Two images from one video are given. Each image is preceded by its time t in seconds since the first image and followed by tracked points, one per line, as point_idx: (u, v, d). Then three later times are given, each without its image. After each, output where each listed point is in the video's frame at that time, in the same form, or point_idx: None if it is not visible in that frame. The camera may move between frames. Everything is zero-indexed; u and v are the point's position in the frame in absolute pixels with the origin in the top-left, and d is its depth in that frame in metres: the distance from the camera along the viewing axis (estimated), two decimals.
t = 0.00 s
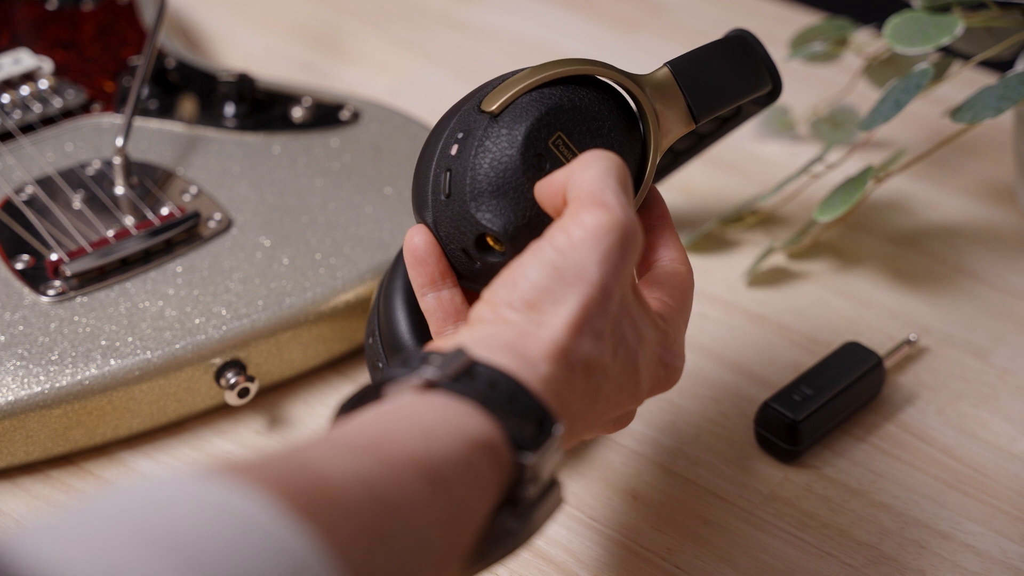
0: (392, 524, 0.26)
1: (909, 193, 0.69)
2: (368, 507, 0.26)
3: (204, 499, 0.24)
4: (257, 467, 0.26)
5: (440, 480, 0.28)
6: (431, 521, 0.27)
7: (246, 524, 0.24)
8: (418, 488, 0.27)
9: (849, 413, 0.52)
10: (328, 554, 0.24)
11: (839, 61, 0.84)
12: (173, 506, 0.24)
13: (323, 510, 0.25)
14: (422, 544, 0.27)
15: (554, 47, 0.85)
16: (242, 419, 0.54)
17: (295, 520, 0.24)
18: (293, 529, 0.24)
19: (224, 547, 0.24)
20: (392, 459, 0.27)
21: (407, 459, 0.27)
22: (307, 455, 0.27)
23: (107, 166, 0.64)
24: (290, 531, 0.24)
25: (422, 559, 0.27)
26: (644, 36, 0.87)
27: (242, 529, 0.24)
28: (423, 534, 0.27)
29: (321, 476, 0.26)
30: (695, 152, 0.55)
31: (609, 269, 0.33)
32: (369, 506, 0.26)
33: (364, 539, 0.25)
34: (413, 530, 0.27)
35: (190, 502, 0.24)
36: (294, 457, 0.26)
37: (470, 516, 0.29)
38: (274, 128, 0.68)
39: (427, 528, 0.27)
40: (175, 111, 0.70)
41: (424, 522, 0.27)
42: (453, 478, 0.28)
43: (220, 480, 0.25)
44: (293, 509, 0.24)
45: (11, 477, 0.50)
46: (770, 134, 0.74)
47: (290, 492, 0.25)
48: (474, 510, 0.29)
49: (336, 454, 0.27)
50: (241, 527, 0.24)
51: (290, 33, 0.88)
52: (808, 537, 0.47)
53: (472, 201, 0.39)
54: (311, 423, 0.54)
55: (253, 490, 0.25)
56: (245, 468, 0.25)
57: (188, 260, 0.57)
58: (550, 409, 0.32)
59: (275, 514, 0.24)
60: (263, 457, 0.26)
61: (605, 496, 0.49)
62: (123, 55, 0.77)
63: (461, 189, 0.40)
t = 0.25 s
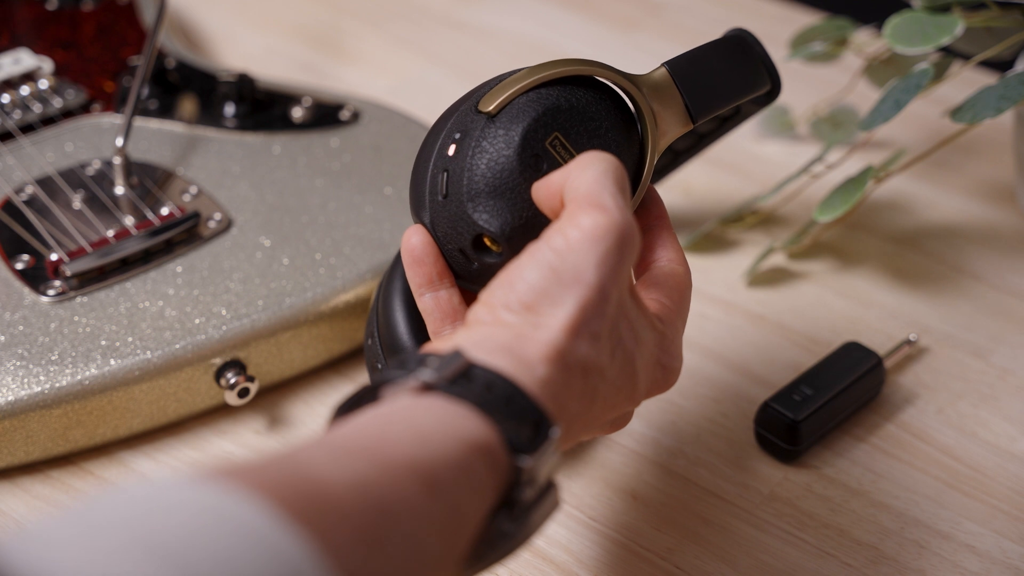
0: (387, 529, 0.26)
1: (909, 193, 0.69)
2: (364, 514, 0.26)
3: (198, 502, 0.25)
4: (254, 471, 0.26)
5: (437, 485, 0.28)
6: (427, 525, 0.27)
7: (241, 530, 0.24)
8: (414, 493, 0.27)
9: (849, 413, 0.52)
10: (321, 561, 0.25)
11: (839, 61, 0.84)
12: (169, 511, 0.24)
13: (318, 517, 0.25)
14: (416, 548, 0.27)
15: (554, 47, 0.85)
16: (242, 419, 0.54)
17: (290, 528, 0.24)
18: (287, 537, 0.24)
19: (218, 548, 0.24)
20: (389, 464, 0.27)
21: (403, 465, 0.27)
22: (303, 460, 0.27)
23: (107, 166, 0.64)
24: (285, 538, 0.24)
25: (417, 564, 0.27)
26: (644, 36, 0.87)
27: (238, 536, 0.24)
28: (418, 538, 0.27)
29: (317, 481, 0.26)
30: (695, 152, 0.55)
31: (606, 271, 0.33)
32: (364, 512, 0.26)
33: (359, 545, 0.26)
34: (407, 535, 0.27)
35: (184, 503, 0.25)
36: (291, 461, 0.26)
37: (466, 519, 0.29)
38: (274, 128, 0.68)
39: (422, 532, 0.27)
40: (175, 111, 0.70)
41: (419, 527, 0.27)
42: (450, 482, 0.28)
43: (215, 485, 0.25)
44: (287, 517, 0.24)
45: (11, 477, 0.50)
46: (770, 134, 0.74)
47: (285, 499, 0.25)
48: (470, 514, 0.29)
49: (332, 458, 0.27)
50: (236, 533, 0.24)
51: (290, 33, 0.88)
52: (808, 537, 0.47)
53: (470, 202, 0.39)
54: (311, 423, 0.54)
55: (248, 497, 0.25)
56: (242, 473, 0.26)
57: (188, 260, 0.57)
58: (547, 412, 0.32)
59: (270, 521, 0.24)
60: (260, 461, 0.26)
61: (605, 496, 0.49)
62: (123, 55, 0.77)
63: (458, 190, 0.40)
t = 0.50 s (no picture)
0: (386, 532, 0.26)
1: (909, 193, 0.69)
2: (362, 516, 0.26)
3: (197, 505, 0.25)
4: (252, 474, 0.26)
5: (436, 487, 0.28)
6: (426, 527, 0.27)
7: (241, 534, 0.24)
8: (413, 495, 0.27)
9: (849, 413, 0.52)
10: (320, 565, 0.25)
11: (839, 61, 0.84)
12: (168, 515, 0.24)
13: (317, 520, 0.25)
14: (416, 550, 0.27)
15: (554, 47, 0.85)
16: (242, 419, 0.54)
17: (289, 531, 0.24)
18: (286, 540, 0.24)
19: (218, 550, 0.24)
20: (388, 465, 0.27)
21: (402, 467, 0.27)
22: (302, 462, 0.27)
23: (107, 166, 0.64)
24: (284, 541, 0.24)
25: (415, 565, 0.27)
26: (644, 36, 0.87)
27: (237, 540, 0.24)
28: (418, 540, 0.27)
29: (316, 484, 0.26)
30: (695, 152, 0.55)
31: (605, 272, 0.33)
32: (363, 515, 0.26)
33: (358, 547, 0.26)
34: (407, 537, 0.27)
35: (183, 506, 0.25)
36: (290, 464, 0.26)
37: (465, 521, 0.29)
38: (274, 128, 0.68)
39: (421, 535, 0.27)
40: (175, 111, 0.70)
41: (418, 530, 0.27)
42: (449, 484, 0.28)
43: (214, 488, 0.25)
44: (286, 521, 0.24)
45: (11, 476, 0.50)
46: (770, 134, 0.74)
47: (282, 502, 0.25)
48: (469, 516, 0.29)
49: (331, 460, 0.27)
50: (235, 537, 0.24)
51: (290, 33, 0.88)
52: (807, 537, 0.47)
53: (469, 202, 0.39)
54: (310, 423, 0.54)
55: (248, 501, 0.25)
56: (241, 476, 0.25)
57: (188, 260, 0.57)
58: (546, 413, 0.31)
59: (269, 525, 0.24)
60: (259, 464, 0.26)
61: (605, 496, 0.49)
62: (123, 55, 0.77)
63: (457, 191, 0.40)
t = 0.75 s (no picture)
0: (387, 532, 0.26)
1: (909, 193, 0.69)
2: (362, 516, 0.26)
3: (198, 506, 0.25)
4: (253, 474, 0.26)
5: (436, 487, 0.28)
6: (426, 527, 0.27)
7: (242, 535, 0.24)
8: (413, 495, 0.27)
9: (849, 413, 0.52)
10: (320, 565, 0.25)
11: (839, 61, 0.84)
12: (169, 516, 0.25)
13: (317, 520, 0.25)
14: (416, 550, 0.27)
15: (554, 47, 0.85)
16: (242, 419, 0.54)
17: (290, 531, 0.24)
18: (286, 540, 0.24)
19: (218, 550, 0.24)
20: (388, 465, 0.27)
21: (402, 467, 0.27)
22: (302, 462, 0.27)
23: (107, 166, 0.64)
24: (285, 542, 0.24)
25: (415, 565, 0.27)
26: (644, 36, 0.87)
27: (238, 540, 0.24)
28: (418, 540, 0.27)
29: (316, 483, 0.26)
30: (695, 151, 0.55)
31: (605, 271, 0.33)
32: (363, 515, 0.26)
33: (358, 547, 0.26)
34: (407, 537, 0.27)
35: (182, 507, 0.25)
36: (290, 464, 0.26)
37: (465, 521, 0.29)
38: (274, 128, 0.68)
39: (422, 535, 0.27)
40: (175, 111, 0.70)
41: (418, 530, 0.27)
42: (449, 484, 0.28)
43: (215, 487, 0.25)
44: (287, 521, 0.24)
45: (11, 476, 0.50)
46: (770, 134, 0.74)
47: (283, 502, 0.25)
48: (469, 516, 0.29)
49: (331, 460, 0.27)
50: (236, 537, 0.24)
51: (290, 33, 0.88)
52: (807, 537, 0.47)
53: (468, 202, 0.39)
54: (310, 423, 0.54)
55: (248, 501, 0.25)
56: (241, 476, 0.25)
57: (187, 260, 0.57)
58: (546, 413, 0.31)
59: (270, 525, 0.24)
60: (259, 464, 0.26)
61: (605, 496, 0.49)
62: (123, 55, 0.77)
63: (456, 190, 0.40)
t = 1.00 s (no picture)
0: (387, 532, 0.26)
1: (909, 193, 0.69)
2: (363, 516, 0.26)
3: (198, 507, 0.25)
4: (254, 474, 0.26)
5: (437, 487, 0.28)
6: (427, 528, 0.27)
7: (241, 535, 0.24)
8: (414, 496, 0.27)
9: (849, 413, 0.52)
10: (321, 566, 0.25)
11: (839, 61, 0.84)
12: (169, 516, 0.25)
13: (318, 521, 0.25)
14: (417, 551, 0.27)
15: (554, 46, 0.85)
16: (242, 419, 0.54)
17: (291, 532, 0.24)
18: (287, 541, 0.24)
19: (219, 552, 0.24)
20: (389, 466, 0.27)
21: (403, 468, 0.27)
22: (303, 463, 0.27)
23: (107, 166, 0.64)
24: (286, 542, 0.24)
25: (415, 566, 0.27)
26: (644, 36, 0.87)
27: (238, 541, 0.24)
28: (419, 540, 0.27)
29: (317, 484, 0.26)
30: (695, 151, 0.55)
31: (606, 272, 0.33)
32: (364, 515, 0.26)
33: (359, 548, 0.26)
34: (408, 538, 0.27)
35: (181, 507, 0.25)
36: (291, 465, 0.26)
37: (466, 522, 0.29)
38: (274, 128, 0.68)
39: (422, 536, 0.27)
40: (175, 111, 0.70)
41: (419, 531, 0.27)
42: (450, 485, 0.28)
43: (216, 488, 0.25)
44: (288, 521, 0.24)
45: (11, 476, 0.50)
46: (770, 134, 0.74)
47: (284, 503, 0.25)
48: (470, 517, 0.29)
49: (332, 461, 0.27)
50: (236, 538, 0.24)
51: (290, 33, 0.88)
52: (807, 537, 0.47)
53: (469, 202, 0.39)
54: (310, 423, 0.54)
55: (249, 502, 0.25)
56: (242, 476, 0.25)
57: (187, 260, 0.57)
58: (548, 414, 0.31)
59: (271, 525, 0.24)
60: (260, 464, 0.26)
61: (606, 496, 0.49)
62: (122, 55, 0.77)
63: (457, 190, 0.40)
